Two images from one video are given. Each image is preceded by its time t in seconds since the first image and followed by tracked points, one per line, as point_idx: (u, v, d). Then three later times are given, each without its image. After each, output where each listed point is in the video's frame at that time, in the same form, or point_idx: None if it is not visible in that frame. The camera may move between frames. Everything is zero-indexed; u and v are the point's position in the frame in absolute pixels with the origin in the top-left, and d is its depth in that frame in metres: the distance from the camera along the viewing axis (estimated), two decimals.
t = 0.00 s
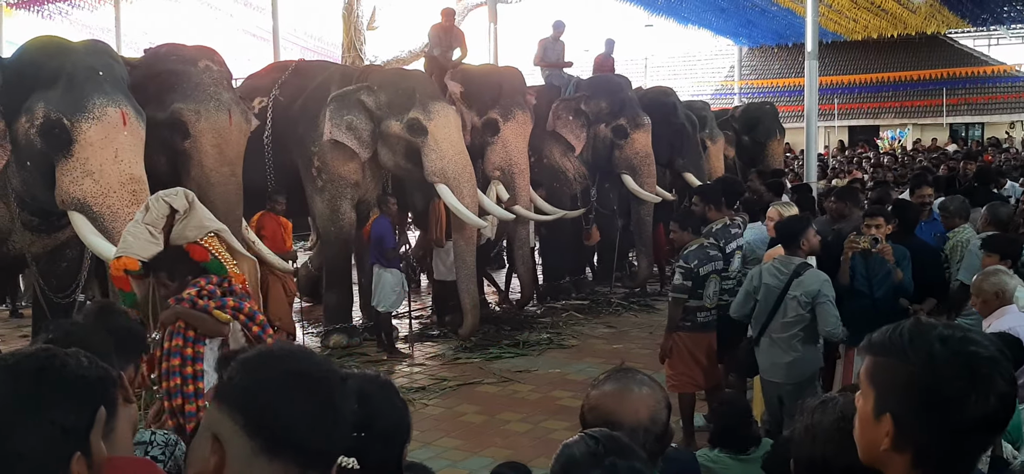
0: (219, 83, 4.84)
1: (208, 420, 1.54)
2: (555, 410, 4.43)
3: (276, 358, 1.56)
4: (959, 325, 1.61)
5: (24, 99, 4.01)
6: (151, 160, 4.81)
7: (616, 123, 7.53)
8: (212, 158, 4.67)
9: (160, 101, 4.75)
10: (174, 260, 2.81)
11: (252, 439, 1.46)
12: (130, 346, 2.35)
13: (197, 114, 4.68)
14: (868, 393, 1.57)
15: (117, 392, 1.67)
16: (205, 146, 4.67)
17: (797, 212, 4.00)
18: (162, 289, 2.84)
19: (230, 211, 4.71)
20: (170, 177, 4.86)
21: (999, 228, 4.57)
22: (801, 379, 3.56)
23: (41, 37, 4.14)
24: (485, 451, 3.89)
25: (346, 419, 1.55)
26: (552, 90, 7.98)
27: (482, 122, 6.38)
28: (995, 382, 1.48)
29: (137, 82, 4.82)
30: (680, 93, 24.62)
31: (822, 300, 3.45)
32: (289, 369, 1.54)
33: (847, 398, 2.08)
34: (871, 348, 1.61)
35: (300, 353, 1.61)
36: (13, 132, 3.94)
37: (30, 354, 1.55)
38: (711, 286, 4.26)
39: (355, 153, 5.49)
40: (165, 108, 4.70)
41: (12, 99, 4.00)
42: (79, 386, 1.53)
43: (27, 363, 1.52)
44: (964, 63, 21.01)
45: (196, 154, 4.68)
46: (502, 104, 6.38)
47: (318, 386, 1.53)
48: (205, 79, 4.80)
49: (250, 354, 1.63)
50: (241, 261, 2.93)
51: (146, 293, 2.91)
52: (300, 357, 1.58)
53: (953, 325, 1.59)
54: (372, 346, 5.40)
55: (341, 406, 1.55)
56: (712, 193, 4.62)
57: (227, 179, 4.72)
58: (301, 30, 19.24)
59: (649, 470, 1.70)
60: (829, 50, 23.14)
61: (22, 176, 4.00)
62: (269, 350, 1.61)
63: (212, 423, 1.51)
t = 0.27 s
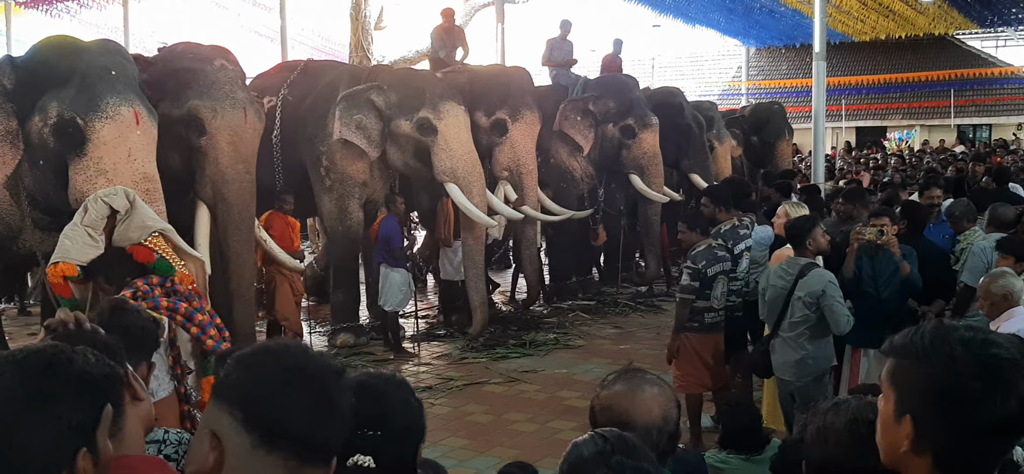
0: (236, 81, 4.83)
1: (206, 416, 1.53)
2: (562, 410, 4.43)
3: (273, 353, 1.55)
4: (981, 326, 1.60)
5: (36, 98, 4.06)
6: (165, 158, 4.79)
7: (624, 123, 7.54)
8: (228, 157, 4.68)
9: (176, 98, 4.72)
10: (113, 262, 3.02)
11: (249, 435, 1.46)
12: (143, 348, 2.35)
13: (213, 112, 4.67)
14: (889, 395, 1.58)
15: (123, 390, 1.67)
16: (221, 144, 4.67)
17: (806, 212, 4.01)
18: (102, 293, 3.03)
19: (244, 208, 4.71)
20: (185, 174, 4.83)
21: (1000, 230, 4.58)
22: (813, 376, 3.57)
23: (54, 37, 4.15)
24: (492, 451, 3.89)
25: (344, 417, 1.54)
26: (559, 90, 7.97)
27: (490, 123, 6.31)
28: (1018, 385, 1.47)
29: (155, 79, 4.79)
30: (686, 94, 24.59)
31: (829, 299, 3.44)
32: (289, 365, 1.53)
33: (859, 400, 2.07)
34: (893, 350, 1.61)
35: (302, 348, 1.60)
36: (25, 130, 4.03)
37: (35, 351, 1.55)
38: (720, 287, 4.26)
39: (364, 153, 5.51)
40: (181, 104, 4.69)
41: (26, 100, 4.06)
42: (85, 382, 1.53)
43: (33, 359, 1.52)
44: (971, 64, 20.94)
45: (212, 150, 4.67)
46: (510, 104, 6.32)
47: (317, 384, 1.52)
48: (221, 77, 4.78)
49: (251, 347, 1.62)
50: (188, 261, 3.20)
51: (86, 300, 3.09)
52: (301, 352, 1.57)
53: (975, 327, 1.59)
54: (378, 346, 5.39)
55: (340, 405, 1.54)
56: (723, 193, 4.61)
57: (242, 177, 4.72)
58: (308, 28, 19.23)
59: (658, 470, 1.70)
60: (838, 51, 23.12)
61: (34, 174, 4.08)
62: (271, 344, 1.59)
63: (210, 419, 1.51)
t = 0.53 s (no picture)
0: (253, 80, 4.92)
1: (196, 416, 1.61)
2: (571, 411, 4.42)
3: (260, 351, 1.63)
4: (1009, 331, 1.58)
5: (52, 96, 4.24)
6: (184, 156, 4.83)
7: (635, 123, 7.53)
8: (246, 155, 4.75)
9: (196, 96, 4.78)
10: (43, 246, 2.93)
11: (237, 434, 1.54)
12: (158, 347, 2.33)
13: (233, 110, 4.73)
14: (916, 398, 1.57)
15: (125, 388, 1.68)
16: (240, 142, 4.74)
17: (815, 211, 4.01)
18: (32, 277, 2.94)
19: (264, 207, 4.78)
20: (204, 174, 4.88)
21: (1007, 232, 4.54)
22: (827, 373, 3.55)
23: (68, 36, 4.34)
24: (501, 451, 3.88)
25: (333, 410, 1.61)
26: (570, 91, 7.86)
27: (501, 122, 6.30)
28: None
29: (173, 78, 4.84)
30: (696, 95, 24.54)
31: (838, 297, 3.43)
32: (274, 363, 1.60)
33: (878, 401, 2.06)
34: (919, 353, 1.61)
35: (289, 345, 1.67)
36: (40, 128, 4.21)
37: (36, 349, 1.57)
38: (730, 289, 4.29)
39: (376, 152, 5.51)
40: (201, 103, 4.74)
41: (43, 98, 4.24)
42: (84, 381, 1.53)
43: (32, 357, 1.53)
44: (984, 66, 20.80)
45: (231, 149, 4.73)
46: (521, 105, 6.31)
47: (302, 381, 1.59)
48: (239, 76, 4.86)
49: (241, 346, 1.69)
50: (124, 251, 3.18)
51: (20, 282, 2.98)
52: (288, 351, 1.64)
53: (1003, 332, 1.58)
54: (387, 344, 5.38)
55: (327, 399, 1.61)
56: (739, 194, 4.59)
57: (260, 175, 4.79)
58: (319, 28, 19.26)
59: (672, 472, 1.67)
60: (850, 52, 23.07)
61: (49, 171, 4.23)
62: (258, 343, 1.67)
63: (200, 420, 1.58)
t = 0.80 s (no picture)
0: (291, 85, 5.01)
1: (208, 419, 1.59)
2: (596, 413, 4.41)
3: (269, 353, 1.59)
4: None
5: (88, 97, 4.41)
6: (225, 158, 4.93)
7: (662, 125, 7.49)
8: (286, 158, 4.82)
9: (236, 99, 4.88)
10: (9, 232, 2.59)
11: (248, 437, 1.52)
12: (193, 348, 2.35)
13: (273, 114, 4.82)
14: (949, 406, 1.63)
15: (157, 389, 1.71)
16: (280, 145, 4.81)
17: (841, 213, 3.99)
18: None
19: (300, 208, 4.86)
20: (243, 175, 4.97)
21: None
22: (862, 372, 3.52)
23: (105, 38, 4.54)
24: (525, 452, 3.89)
25: (345, 406, 1.58)
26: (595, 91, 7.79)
27: (528, 124, 6.32)
28: None
29: (213, 83, 4.94)
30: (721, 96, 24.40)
31: (869, 296, 3.42)
32: (283, 364, 1.57)
33: (909, 406, 2.04)
34: (951, 360, 1.67)
35: (299, 344, 1.65)
36: (76, 129, 4.39)
37: (65, 350, 1.61)
38: (758, 291, 4.32)
39: (403, 153, 5.53)
40: (243, 107, 4.83)
41: (79, 99, 4.41)
42: (111, 383, 1.57)
43: (60, 358, 1.57)
44: (1015, 68, 20.52)
45: (270, 152, 4.82)
46: (548, 107, 6.31)
47: (312, 379, 1.56)
48: (277, 80, 4.95)
49: (250, 346, 1.67)
50: (98, 238, 2.82)
51: None
52: (296, 349, 1.61)
53: None
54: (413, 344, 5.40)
55: (339, 396, 1.58)
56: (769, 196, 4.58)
57: (298, 177, 4.87)
58: (345, 29, 19.37)
59: None
60: (878, 54, 22.86)
61: (85, 172, 4.41)
62: (267, 342, 1.64)
63: (211, 423, 1.56)
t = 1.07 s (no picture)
0: (323, 85, 5.07)
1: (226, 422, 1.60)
2: (616, 415, 4.40)
3: (286, 354, 1.59)
4: None
5: (117, 98, 4.46)
6: (259, 159, 5.03)
7: (686, 127, 7.42)
8: (320, 158, 4.88)
9: (270, 101, 4.95)
10: None
11: (266, 440, 1.52)
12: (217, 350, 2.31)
13: (307, 115, 4.89)
14: (976, 410, 1.75)
15: (183, 391, 1.81)
16: (314, 145, 4.88)
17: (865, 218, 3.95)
18: None
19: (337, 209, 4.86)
20: (275, 176, 5.05)
21: None
22: (890, 374, 3.50)
23: (132, 39, 4.58)
24: (545, 454, 3.88)
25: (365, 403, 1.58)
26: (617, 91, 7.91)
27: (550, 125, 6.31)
28: None
29: (247, 85, 5.00)
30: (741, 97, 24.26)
31: (898, 297, 3.40)
32: (300, 365, 1.57)
33: (935, 411, 2.08)
34: (979, 364, 1.79)
35: (317, 344, 1.64)
36: (104, 129, 4.42)
37: (93, 351, 1.71)
38: (782, 294, 4.26)
39: (426, 153, 5.54)
40: (277, 109, 4.90)
41: (107, 99, 4.46)
42: (133, 387, 1.67)
43: (88, 360, 1.68)
44: None
45: (304, 152, 4.88)
46: (570, 109, 6.36)
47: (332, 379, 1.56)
48: (309, 81, 5.01)
49: (267, 347, 1.66)
50: (57, 249, 2.62)
51: None
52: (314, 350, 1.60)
53: None
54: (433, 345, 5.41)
55: (359, 393, 1.59)
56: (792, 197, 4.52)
57: (332, 176, 4.91)
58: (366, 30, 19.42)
59: None
60: (902, 55, 22.66)
61: (112, 172, 4.46)
62: (283, 345, 1.63)
63: (229, 426, 1.56)
